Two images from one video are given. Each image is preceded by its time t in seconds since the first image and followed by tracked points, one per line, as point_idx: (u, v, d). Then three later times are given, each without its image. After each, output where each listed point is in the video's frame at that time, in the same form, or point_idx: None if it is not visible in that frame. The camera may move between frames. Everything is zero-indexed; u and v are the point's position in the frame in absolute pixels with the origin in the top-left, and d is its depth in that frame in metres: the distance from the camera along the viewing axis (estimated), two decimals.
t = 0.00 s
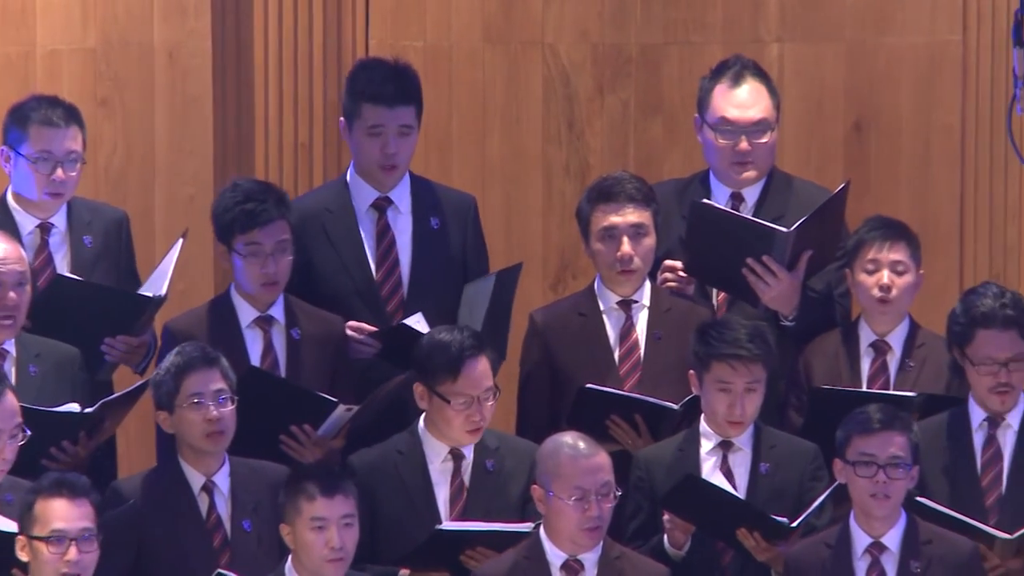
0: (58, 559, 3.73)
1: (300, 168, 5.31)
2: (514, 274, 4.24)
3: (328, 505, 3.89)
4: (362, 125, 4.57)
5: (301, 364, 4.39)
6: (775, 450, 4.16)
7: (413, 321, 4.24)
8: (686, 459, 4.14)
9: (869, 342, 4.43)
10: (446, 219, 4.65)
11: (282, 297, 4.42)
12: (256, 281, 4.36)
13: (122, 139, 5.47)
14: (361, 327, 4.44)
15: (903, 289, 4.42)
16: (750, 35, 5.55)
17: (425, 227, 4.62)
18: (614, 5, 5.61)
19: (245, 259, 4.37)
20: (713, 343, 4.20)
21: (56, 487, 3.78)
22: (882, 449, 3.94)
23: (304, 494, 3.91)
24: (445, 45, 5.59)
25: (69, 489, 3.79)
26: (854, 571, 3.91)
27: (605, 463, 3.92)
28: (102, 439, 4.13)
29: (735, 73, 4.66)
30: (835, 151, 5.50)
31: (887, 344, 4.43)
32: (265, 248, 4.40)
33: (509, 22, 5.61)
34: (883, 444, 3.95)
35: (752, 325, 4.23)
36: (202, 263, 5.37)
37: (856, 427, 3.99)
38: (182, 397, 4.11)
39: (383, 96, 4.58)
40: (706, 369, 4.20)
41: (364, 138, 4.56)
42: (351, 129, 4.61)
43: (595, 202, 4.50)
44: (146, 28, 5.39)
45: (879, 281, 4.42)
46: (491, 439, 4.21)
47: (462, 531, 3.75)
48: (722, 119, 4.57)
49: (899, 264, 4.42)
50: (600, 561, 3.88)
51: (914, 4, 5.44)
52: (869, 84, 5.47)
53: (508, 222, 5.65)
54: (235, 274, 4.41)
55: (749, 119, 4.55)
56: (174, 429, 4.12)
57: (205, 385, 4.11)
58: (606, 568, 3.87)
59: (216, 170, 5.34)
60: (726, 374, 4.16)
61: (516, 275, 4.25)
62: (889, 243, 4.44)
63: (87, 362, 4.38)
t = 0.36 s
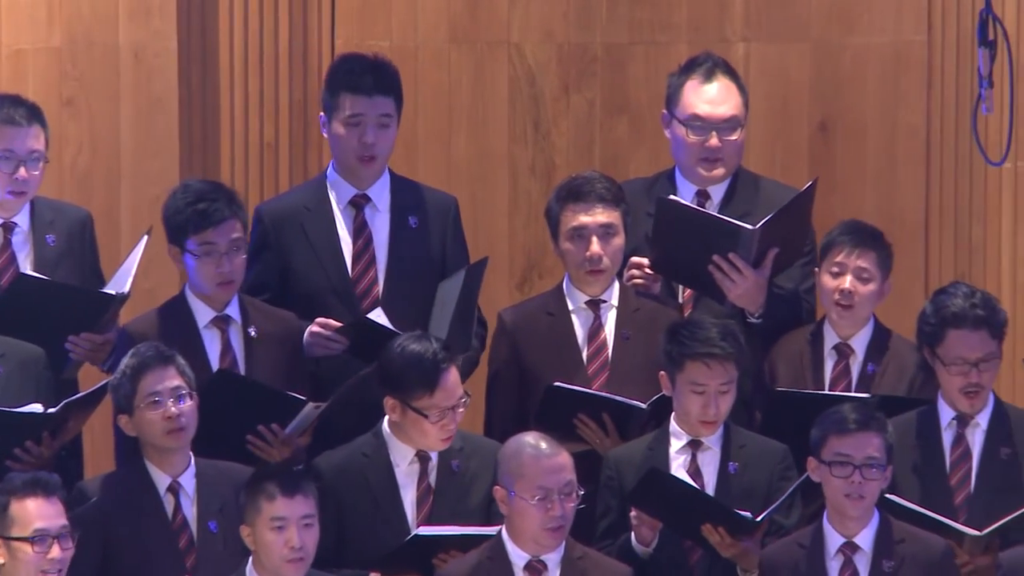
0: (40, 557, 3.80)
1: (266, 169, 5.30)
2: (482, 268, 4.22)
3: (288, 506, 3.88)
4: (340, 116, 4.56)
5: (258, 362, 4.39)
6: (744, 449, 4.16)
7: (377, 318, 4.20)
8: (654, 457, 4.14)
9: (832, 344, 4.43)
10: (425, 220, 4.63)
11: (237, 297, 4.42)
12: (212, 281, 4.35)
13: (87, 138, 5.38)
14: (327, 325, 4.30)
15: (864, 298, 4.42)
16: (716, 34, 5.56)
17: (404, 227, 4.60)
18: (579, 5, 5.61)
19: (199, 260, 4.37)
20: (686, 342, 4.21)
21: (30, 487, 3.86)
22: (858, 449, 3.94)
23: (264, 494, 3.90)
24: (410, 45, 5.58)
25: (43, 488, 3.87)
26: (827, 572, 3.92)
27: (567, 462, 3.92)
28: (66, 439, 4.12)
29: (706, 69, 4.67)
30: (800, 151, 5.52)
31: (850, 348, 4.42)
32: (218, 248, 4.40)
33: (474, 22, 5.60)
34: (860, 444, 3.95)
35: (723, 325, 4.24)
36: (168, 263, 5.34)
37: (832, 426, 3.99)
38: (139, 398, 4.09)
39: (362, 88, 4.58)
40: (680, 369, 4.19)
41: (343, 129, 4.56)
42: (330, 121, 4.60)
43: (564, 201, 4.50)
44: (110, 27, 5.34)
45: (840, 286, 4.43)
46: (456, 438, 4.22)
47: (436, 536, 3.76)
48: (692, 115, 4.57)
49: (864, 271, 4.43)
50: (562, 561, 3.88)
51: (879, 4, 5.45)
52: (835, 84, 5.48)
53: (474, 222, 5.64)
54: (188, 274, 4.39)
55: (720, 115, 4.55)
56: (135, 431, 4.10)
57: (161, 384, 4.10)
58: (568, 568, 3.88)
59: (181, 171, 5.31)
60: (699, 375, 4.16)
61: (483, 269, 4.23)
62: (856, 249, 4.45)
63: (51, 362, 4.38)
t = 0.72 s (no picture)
0: (21, 554, 3.75)
1: (228, 168, 5.28)
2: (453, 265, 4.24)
3: (244, 502, 3.87)
4: (316, 109, 4.58)
5: (220, 364, 4.40)
6: (708, 447, 4.17)
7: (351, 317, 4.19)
8: (619, 456, 4.14)
9: (804, 349, 4.44)
10: (397, 218, 4.62)
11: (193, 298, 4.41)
12: (167, 285, 4.34)
13: (49, 140, 5.33)
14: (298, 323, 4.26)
15: (841, 308, 4.43)
16: (679, 33, 5.58)
17: (376, 224, 4.59)
18: (543, 5, 5.62)
19: (154, 265, 4.36)
20: (651, 341, 4.21)
21: (16, 483, 3.82)
22: (836, 451, 3.95)
23: (220, 492, 3.88)
24: (374, 44, 5.57)
25: (30, 486, 3.83)
26: (799, 572, 3.93)
27: (524, 459, 3.93)
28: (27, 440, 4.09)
29: (668, 68, 4.70)
30: (764, 151, 5.54)
31: (822, 352, 4.43)
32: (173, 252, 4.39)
33: (438, 22, 5.60)
34: (837, 446, 3.95)
35: (687, 323, 4.26)
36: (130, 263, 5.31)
37: (809, 427, 3.97)
38: (103, 397, 4.07)
39: (336, 82, 4.60)
40: (644, 368, 4.20)
41: (318, 123, 4.57)
42: (304, 116, 4.61)
43: (530, 200, 4.49)
44: (74, 29, 5.31)
45: (817, 297, 4.43)
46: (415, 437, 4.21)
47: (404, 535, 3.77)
48: (658, 113, 4.58)
49: (841, 282, 4.44)
50: (520, 560, 3.88)
51: (841, 4, 5.48)
52: (797, 83, 5.51)
53: (438, 221, 5.64)
54: (143, 279, 4.38)
55: (686, 113, 4.58)
56: (99, 430, 4.08)
57: (124, 382, 4.08)
58: (525, 567, 3.87)
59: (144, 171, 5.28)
60: (665, 373, 4.17)
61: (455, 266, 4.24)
62: (834, 258, 4.45)
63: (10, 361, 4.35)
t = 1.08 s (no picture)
0: (9, 556, 3.78)
1: (196, 167, 5.29)
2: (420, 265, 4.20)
3: (200, 502, 3.85)
4: (282, 105, 4.57)
5: (187, 362, 4.39)
6: (676, 445, 4.17)
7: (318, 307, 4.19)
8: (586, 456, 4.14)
9: (781, 345, 4.46)
10: (363, 217, 4.62)
11: (161, 298, 4.40)
12: (133, 287, 4.33)
13: (15, 139, 5.24)
14: (266, 318, 4.25)
15: (818, 305, 4.44)
16: (646, 33, 5.59)
17: (341, 222, 4.58)
18: (510, 4, 5.62)
19: (120, 267, 4.32)
20: (618, 339, 4.22)
21: (11, 486, 3.85)
22: (813, 452, 3.97)
23: (175, 492, 3.86)
24: (341, 44, 5.56)
25: (23, 489, 3.86)
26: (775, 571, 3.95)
27: (481, 452, 3.93)
28: None
29: (620, 68, 4.70)
30: (732, 149, 5.57)
31: (798, 349, 4.45)
32: (139, 254, 4.36)
33: (405, 22, 5.60)
34: (814, 446, 3.97)
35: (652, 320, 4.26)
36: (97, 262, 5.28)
37: (787, 427, 4.00)
38: (73, 395, 4.06)
39: (302, 78, 4.59)
40: (612, 366, 4.20)
41: (284, 119, 4.56)
42: (269, 112, 4.61)
43: (500, 200, 4.49)
44: (39, 26, 5.22)
45: (794, 295, 4.44)
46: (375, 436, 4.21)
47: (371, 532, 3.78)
48: (610, 114, 4.59)
49: (815, 278, 4.45)
50: (480, 559, 3.89)
51: (807, 5, 5.51)
52: (765, 83, 5.54)
53: (405, 221, 5.63)
54: (110, 281, 4.36)
55: (637, 113, 4.59)
56: (67, 428, 4.08)
57: (95, 381, 4.07)
58: (487, 566, 3.88)
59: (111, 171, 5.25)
60: (632, 371, 4.17)
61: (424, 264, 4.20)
62: (808, 256, 4.46)
63: None
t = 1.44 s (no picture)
0: None
1: (161, 168, 5.24)
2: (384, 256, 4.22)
3: (157, 501, 3.84)
4: (233, 103, 4.56)
5: (156, 362, 4.37)
6: (639, 444, 4.17)
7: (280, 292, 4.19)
8: (549, 456, 4.13)
9: (744, 343, 4.46)
10: (318, 217, 4.61)
11: (134, 299, 4.38)
12: (105, 290, 4.31)
13: None
14: (227, 309, 4.29)
15: (779, 293, 4.45)
16: (612, 33, 5.58)
17: (297, 224, 4.57)
18: (475, 5, 5.61)
19: (92, 271, 4.31)
20: (582, 335, 4.22)
21: None
22: (780, 456, 3.96)
23: (132, 492, 3.85)
24: (306, 44, 5.56)
25: None
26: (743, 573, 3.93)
27: (436, 450, 3.94)
28: None
29: (585, 66, 4.69)
30: (697, 150, 5.56)
31: (763, 346, 4.45)
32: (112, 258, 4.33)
33: (371, 22, 5.59)
34: (779, 450, 3.97)
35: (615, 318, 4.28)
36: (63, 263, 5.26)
37: (755, 431, 3.99)
38: (41, 397, 4.04)
39: (250, 75, 4.59)
40: (576, 364, 4.19)
41: (235, 118, 4.55)
42: (221, 111, 4.60)
43: (466, 202, 4.48)
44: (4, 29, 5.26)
45: (755, 285, 4.45)
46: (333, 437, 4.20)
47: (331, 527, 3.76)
48: (574, 111, 4.59)
49: (775, 267, 4.46)
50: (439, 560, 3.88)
51: (772, 6, 5.52)
52: (730, 84, 5.55)
53: (371, 221, 5.62)
54: (83, 283, 4.34)
55: (602, 109, 4.59)
56: (34, 430, 4.06)
57: (63, 384, 4.05)
58: (445, 567, 3.87)
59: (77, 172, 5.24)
60: (597, 368, 4.17)
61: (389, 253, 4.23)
62: (762, 247, 4.48)
63: None
